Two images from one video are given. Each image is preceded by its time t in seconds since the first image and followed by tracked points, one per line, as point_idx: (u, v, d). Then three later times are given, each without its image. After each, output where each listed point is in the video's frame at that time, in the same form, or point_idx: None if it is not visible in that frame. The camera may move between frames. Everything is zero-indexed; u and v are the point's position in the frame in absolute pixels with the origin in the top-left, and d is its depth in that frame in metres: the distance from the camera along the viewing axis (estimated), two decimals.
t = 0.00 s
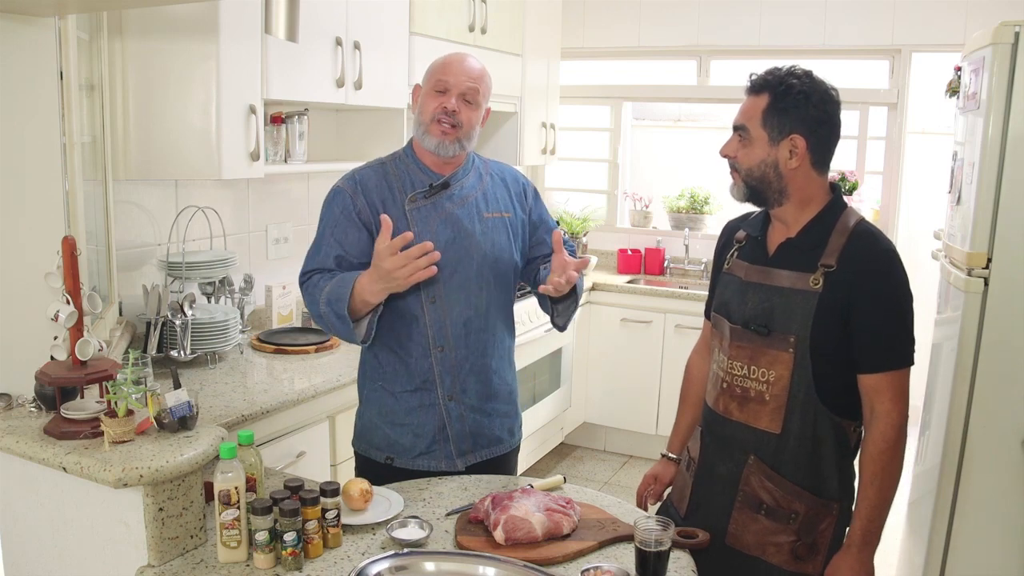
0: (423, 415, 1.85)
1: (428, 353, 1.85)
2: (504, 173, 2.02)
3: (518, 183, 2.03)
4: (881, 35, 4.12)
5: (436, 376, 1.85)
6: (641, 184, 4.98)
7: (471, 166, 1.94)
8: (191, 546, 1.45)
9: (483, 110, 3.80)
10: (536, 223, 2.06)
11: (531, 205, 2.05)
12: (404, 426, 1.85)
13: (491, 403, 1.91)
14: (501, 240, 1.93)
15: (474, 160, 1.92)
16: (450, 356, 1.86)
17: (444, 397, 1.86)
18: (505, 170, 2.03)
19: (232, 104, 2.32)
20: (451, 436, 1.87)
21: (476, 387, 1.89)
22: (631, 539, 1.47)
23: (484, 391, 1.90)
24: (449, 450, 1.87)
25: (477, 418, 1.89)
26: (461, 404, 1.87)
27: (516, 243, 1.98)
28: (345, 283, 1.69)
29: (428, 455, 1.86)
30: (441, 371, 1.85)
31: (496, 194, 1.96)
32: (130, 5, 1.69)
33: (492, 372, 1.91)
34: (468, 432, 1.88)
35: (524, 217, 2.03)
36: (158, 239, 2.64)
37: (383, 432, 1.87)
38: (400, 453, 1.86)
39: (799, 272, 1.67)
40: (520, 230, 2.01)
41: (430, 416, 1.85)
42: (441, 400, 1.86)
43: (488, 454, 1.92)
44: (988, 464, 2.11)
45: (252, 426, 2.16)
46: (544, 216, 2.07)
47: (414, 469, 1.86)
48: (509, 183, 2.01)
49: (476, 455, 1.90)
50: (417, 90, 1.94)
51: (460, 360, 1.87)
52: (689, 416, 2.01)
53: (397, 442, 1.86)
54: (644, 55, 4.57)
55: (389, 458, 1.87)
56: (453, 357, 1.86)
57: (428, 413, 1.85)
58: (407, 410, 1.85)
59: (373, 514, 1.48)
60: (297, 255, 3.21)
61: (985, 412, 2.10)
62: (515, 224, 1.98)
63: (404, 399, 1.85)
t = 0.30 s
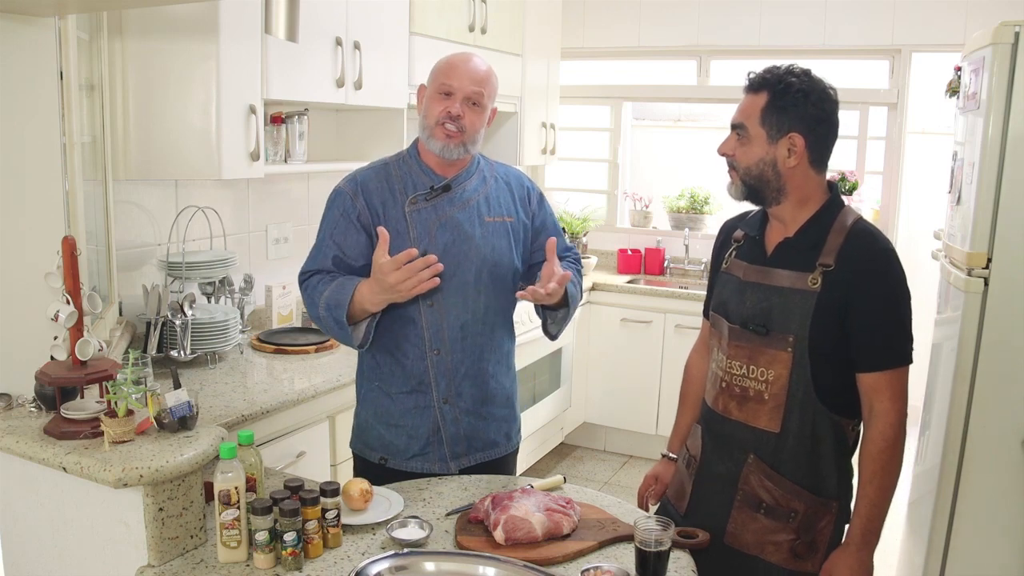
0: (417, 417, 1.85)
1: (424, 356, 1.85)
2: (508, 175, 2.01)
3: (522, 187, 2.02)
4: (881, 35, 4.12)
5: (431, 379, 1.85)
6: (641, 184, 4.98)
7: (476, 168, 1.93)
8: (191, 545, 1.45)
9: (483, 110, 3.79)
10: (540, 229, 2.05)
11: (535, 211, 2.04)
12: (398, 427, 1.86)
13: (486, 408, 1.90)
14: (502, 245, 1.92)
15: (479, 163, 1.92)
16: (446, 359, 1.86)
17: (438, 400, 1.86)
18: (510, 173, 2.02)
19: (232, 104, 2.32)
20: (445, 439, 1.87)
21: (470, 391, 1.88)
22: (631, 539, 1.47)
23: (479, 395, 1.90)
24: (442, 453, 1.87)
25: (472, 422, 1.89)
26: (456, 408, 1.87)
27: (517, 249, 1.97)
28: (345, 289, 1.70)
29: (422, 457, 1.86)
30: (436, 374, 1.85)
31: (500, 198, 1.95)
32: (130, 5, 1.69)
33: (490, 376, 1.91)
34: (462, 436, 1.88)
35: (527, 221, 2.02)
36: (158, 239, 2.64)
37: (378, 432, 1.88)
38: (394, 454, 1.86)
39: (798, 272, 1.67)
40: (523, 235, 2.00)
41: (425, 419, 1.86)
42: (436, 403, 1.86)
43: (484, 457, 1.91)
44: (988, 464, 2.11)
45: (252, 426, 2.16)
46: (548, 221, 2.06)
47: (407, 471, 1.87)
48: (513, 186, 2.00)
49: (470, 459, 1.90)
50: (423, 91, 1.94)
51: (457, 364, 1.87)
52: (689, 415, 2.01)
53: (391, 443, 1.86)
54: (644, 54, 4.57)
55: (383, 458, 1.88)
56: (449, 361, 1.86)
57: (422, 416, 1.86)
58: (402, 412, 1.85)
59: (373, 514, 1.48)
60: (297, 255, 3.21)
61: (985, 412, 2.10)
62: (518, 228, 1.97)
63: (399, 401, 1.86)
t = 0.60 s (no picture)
0: (417, 418, 1.85)
1: (426, 357, 1.85)
2: (508, 175, 2.01)
3: (522, 187, 2.02)
4: (881, 35, 4.12)
5: (433, 381, 1.85)
6: (641, 184, 4.98)
7: (478, 169, 1.93)
8: (191, 545, 1.45)
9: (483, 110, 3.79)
10: (539, 230, 2.05)
11: (534, 211, 2.04)
12: (399, 428, 1.86)
13: (486, 408, 1.90)
14: (503, 246, 1.92)
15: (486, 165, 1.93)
16: (447, 361, 1.86)
17: (440, 401, 1.86)
18: (510, 173, 2.02)
19: (232, 104, 2.31)
20: (446, 440, 1.87)
21: (472, 392, 1.89)
22: (631, 539, 1.47)
23: (480, 396, 1.90)
24: (443, 454, 1.87)
25: (472, 423, 1.89)
26: (457, 409, 1.87)
27: (517, 249, 1.97)
28: (357, 300, 1.72)
29: (423, 458, 1.86)
30: (437, 376, 1.86)
31: (500, 200, 1.95)
32: (130, 5, 1.69)
33: (491, 377, 1.91)
34: (463, 437, 1.88)
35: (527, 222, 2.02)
36: (158, 239, 2.64)
37: (379, 434, 1.87)
38: (395, 455, 1.86)
39: (794, 271, 1.67)
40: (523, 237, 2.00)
41: (425, 420, 1.86)
42: (437, 404, 1.86)
43: (484, 458, 1.92)
44: (988, 464, 2.11)
45: (252, 426, 2.16)
46: (547, 221, 2.07)
47: (407, 472, 1.87)
48: (513, 186, 2.00)
49: (471, 459, 1.90)
50: (419, 96, 1.89)
51: (458, 366, 1.87)
52: (680, 411, 2.01)
53: (392, 444, 1.86)
54: (644, 54, 4.57)
55: (383, 460, 1.87)
56: (450, 362, 1.86)
57: (423, 417, 1.85)
58: (402, 413, 1.85)
59: (373, 514, 1.48)
60: (297, 255, 3.21)
61: (985, 412, 2.10)
62: (518, 229, 1.97)
63: (400, 402, 1.85)
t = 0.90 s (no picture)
0: (422, 420, 1.85)
1: (430, 360, 1.85)
2: (501, 174, 2.01)
3: (516, 185, 2.03)
4: (881, 35, 4.12)
5: (437, 383, 1.85)
6: (641, 184, 4.98)
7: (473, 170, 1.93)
8: (191, 546, 1.45)
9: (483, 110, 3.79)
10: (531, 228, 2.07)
11: (527, 210, 2.05)
12: (404, 431, 1.85)
13: (490, 408, 1.91)
14: (502, 246, 1.93)
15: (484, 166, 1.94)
16: (452, 363, 1.86)
17: (445, 403, 1.86)
18: (501, 171, 2.02)
19: (232, 104, 2.31)
20: (451, 442, 1.88)
21: (475, 392, 1.89)
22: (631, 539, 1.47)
23: (483, 395, 1.91)
24: (449, 455, 1.87)
25: (477, 423, 1.90)
26: (462, 410, 1.88)
27: (515, 247, 1.98)
28: (371, 311, 1.72)
29: (428, 460, 1.86)
30: (442, 378, 1.86)
31: (496, 199, 1.95)
32: (130, 5, 1.69)
33: (493, 377, 1.92)
34: (468, 437, 1.89)
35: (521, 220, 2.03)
36: (158, 239, 2.64)
37: (382, 438, 1.86)
38: (400, 458, 1.85)
39: (776, 262, 1.70)
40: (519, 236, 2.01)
41: (430, 422, 1.86)
42: (442, 406, 1.86)
43: (488, 458, 1.93)
44: (987, 464, 2.11)
45: (252, 426, 2.16)
46: (540, 219, 2.08)
47: (413, 475, 1.86)
48: (507, 185, 2.00)
49: (476, 459, 1.91)
50: (415, 101, 1.87)
51: (461, 367, 1.87)
52: (659, 405, 2.02)
53: (396, 447, 1.85)
54: (644, 54, 4.57)
55: (387, 463, 1.86)
56: (454, 364, 1.86)
57: (428, 419, 1.85)
58: (407, 416, 1.85)
59: (373, 514, 1.48)
60: (297, 255, 3.21)
61: (985, 411, 2.10)
62: (514, 228, 1.98)
63: (404, 405, 1.85)
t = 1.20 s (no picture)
0: (425, 421, 1.85)
1: (433, 361, 1.85)
2: (497, 173, 2.01)
3: (512, 184, 2.03)
4: (881, 35, 4.11)
5: (440, 384, 1.85)
6: (641, 184, 4.98)
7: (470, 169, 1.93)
8: (191, 546, 1.45)
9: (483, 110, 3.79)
10: (528, 227, 2.07)
11: (524, 209, 2.06)
12: (407, 432, 1.85)
13: (492, 407, 1.92)
14: (501, 245, 1.93)
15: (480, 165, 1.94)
16: (454, 363, 1.86)
17: (448, 403, 1.86)
18: (498, 170, 2.02)
19: (232, 105, 2.31)
20: (454, 442, 1.88)
21: (477, 392, 1.89)
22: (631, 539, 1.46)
23: (485, 395, 1.91)
24: (452, 455, 1.87)
25: (480, 423, 1.90)
26: (465, 410, 1.88)
27: (513, 246, 1.99)
28: (375, 314, 1.72)
29: (432, 461, 1.86)
30: (445, 379, 1.86)
31: (494, 198, 1.96)
32: (130, 5, 1.69)
33: (494, 376, 1.92)
34: (471, 438, 1.89)
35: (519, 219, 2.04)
36: (158, 239, 2.64)
37: (385, 440, 1.86)
38: (404, 460, 1.85)
39: (756, 250, 1.75)
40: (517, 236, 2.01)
41: (433, 422, 1.85)
42: (444, 407, 1.86)
43: (491, 458, 1.93)
44: (987, 463, 2.11)
45: (252, 426, 2.16)
46: (536, 217, 2.09)
47: (416, 476, 1.86)
48: (504, 184, 2.01)
49: (479, 459, 1.91)
50: (413, 102, 1.87)
51: (463, 366, 1.87)
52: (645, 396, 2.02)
53: (399, 449, 1.85)
54: (644, 54, 4.57)
55: (391, 465, 1.86)
56: (457, 364, 1.86)
57: (431, 419, 1.85)
58: (409, 417, 1.84)
59: (373, 514, 1.48)
60: (297, 255, 3.21)
61: (983, 411, 2.10)
62: (513, 227, 1.99)
63: (406, 407, 1.85)
